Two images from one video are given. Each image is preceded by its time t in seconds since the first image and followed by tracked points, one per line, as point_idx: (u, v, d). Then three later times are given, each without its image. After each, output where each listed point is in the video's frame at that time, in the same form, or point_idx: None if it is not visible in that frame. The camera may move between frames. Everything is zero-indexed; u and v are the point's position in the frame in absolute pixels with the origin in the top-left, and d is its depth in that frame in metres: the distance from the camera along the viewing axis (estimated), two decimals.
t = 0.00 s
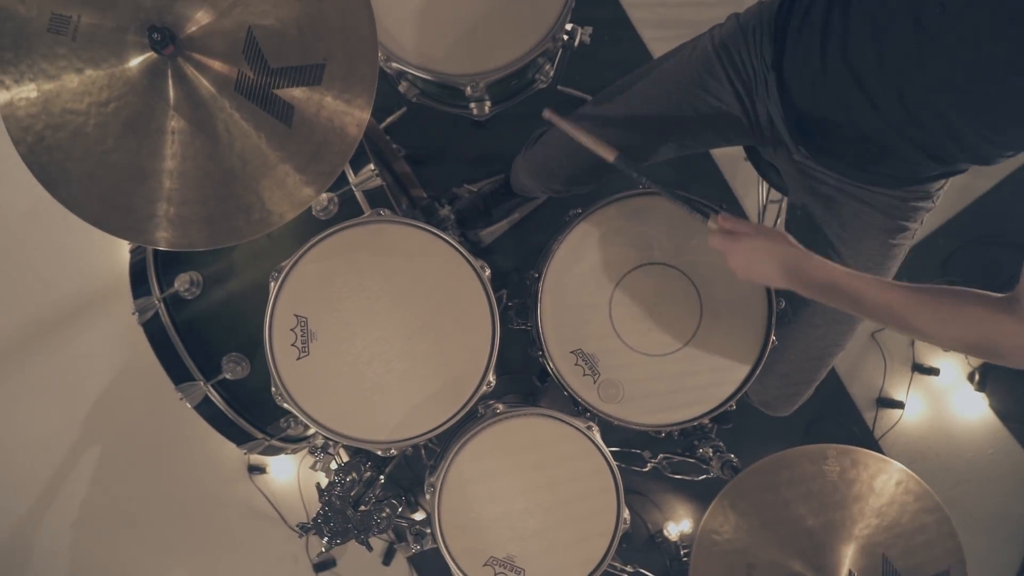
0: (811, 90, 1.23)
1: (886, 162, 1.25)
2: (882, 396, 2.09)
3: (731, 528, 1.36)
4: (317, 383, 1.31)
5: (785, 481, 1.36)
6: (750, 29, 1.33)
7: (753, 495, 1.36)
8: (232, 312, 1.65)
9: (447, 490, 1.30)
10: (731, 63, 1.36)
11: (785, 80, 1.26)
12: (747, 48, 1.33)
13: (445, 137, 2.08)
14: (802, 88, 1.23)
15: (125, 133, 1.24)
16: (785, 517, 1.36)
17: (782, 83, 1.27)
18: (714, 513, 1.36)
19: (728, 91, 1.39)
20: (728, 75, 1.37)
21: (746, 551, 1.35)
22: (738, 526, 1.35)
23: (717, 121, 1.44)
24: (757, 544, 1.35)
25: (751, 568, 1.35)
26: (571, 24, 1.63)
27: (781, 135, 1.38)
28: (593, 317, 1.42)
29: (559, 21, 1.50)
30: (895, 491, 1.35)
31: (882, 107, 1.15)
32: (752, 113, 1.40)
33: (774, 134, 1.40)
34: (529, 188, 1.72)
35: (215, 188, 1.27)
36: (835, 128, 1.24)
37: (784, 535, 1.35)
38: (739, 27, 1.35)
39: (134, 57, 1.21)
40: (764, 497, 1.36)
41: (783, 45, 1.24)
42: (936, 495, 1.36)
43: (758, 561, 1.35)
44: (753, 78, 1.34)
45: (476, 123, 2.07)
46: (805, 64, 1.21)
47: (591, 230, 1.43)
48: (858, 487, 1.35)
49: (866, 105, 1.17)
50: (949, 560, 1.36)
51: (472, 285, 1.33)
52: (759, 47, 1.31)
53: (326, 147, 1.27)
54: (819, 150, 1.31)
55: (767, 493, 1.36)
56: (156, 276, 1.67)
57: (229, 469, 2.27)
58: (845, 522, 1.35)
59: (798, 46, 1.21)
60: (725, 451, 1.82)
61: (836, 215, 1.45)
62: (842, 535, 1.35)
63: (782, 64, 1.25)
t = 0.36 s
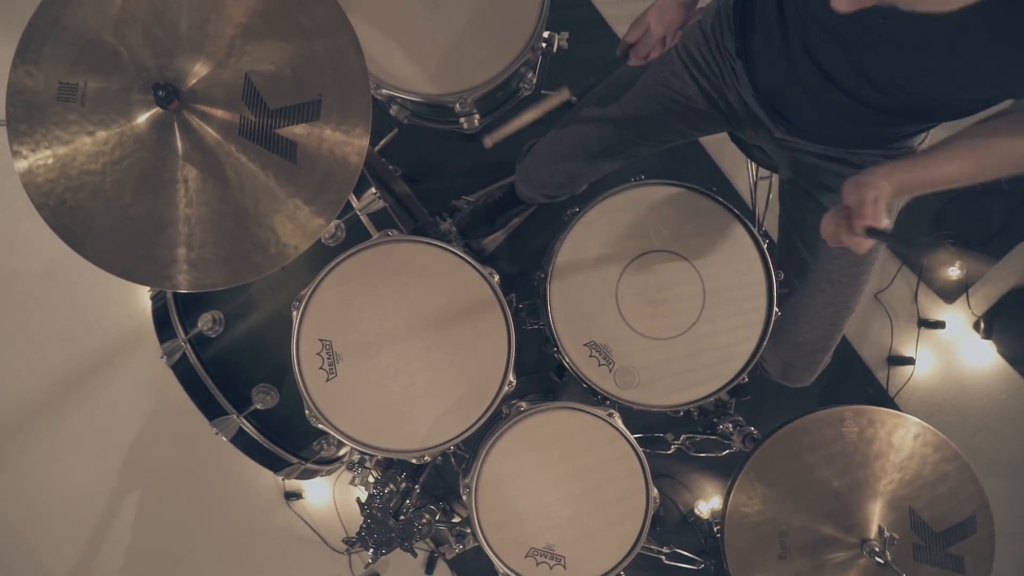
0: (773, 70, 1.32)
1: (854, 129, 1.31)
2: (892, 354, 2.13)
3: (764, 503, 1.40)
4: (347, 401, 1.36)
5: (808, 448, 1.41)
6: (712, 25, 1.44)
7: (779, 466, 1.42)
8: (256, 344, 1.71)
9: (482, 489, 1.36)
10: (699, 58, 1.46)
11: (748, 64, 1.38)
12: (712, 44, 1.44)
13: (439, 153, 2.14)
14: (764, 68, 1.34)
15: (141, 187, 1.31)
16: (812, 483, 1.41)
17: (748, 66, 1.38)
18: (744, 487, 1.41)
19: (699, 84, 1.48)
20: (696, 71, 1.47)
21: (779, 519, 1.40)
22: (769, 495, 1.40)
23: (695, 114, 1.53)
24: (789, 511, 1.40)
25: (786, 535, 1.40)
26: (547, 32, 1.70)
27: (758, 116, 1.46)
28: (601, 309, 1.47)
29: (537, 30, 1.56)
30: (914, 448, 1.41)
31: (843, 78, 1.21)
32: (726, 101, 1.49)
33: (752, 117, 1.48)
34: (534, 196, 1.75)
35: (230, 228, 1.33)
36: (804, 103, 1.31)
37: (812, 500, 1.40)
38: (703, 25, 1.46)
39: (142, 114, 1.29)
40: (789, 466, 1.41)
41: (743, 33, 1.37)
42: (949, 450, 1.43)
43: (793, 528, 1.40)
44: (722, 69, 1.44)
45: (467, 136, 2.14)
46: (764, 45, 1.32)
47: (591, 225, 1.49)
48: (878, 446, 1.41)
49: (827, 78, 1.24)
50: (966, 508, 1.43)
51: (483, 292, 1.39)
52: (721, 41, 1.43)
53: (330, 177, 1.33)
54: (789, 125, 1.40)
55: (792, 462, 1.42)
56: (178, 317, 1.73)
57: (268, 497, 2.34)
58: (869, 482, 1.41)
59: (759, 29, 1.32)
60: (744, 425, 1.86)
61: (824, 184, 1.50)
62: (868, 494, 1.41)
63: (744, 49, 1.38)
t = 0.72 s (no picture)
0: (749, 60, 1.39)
1: (829, 101, 1.38)
2: (899, 315, 2.17)
3: (778, 464, 1.38)
4: (378, 415, 1.42)
5: (819, 407, 1.37)
6: (682, 20, 1.50)
7: (791, 426, 1.38)
8: (282, 373, 1.77)
9: (515, 485, 1.41)
10: (675, 54, 1.52)
11: (721, 57, 1.44)
12: (684, 37, 1.50)
13: (436, 168, 2.20)
14: (737, 60, 1.40)
15: (162, 233, 1.37)
16: (826, 440, 1.38)
17: (720, 57, 1.44)
18: (760, 454, 1.38)
19: (677, 76, 1.54)
20: (673, 64, 1.53)
21: (794, 479, 1.38)
22: (787, 458, 1.37)
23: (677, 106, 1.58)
24: (804, 471, 1.38)
25: (805, 495, 1.37)
26: (529, 42, 1.76)
27: (737, 103, 1.52)
28: (610, 302, 1.52)
29: (519, 42, 1.62)
30: (924, 396, 1.37)
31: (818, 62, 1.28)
32: (705, 91, 1.54)
33: (731, 104, 1.54)
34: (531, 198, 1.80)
35: (248, 263, 1.40)
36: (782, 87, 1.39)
37: (826, 457, 1.37)
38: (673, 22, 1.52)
39: (156, 164, 1.35)
40: (802, 426, 1.38)
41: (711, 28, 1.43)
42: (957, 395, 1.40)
43: (811, 486, 1.37)
44: (698, 61, 1.50)
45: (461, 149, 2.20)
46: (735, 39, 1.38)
47: (591, 221, 1.53)
48: (888, 396, 1.37)
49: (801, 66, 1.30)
50: (980, 449, 1.40)
51: (496, 297, 1.45)
52: (694, 35, 1.48)
53: (338, 204, 1.39)
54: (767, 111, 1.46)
55: (805, 423, 1.38)
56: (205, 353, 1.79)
57: (307, 520, 2.41)
58: (881, 433, 1.37)
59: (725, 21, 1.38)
60: (760, 398, 1.92)
61: (809, 159, 1.57)
62: (880, 446, 1.37)
63: (715, 44, 1.44)
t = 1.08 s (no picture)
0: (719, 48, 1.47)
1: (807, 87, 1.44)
2: (901, 277, 2.22)
3: (795, 432, 1.42)
4: (408, 425, 1.47)
5: (828, 372, 1.41)
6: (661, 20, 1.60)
7: (804, 392, 1.42)
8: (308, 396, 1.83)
9: (547, 479, 1.46)
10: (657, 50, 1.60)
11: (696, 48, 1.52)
12: (665, 35, 1.58)
13: (435, 182, 2.26)
14: (713, 51, 1.48)
15: (184, 272, 1.44)
16: (839, 402, 1.42)
17: (699, 49, 1.52)
18: (777, 422, 1.43)
19: (663, 72, 1.62)
20: (654, 61, 1.61)
21: (812, 443, 1.42)
22: (803, 424, 1.42)
23: (665, 99, 1.66)
24: (821, 434, 1.42)
25: (823, 457, 1.42)
26: (512, 52, 1.82)
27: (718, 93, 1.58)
28: (617, 293, 1.57)
29: (503, 55, 1.68)
30: (930, 350, 1.40)
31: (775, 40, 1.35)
32: (688, 83, 1.61)
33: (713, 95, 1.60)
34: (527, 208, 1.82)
35: (268, 293, 1.45)
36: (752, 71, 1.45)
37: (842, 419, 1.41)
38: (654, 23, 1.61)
39: (172, 207, 1.42)
40: (815, 391, 1.42)
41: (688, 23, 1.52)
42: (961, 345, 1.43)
43: (829, 448, 1.42)
44: (678, 56, 1.58)
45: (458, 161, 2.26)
46: (708, 26, 1.46)
47: (591, 218, 1.59)
48: (895, 353, 1.40)
49: (772, 51, 1.38)
50: (988, 395, 1.43)
51: (508, 299, 1.51)
52: (673, 32, 1.57)
53: (348, 227, 1.45)
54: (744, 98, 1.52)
55: (818, 388, 1.42)
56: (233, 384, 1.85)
57: (346, 537, 2.47)
58: (892, 390, 1.41)
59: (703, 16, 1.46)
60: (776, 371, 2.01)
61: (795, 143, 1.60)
62: (892, 402, 1.41)
63: (692, 36, 1.52)
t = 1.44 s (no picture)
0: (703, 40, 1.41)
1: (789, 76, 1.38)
2: (900, 240, 2.26)
3: (811, 400, 1.47)
4: (438, 431, 1.52)
5: (836, 338, 1.45)
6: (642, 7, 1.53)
7: (816, 360, 1.46)
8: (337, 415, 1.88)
9: (577, 469, 1.50)
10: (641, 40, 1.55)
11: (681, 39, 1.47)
12: (651, 22, 1.53)
13: (437, 195, 2.32)
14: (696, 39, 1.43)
15: (210, 306, 1.50)
16: (850, 366, 1.46)
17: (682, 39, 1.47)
18: (792, 393, 1.47)
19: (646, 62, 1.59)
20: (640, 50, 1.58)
21: (828, 408, 1.46)
22: (818, 391, 1.46)
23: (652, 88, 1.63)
24: (836, 399, 1.46)
25: (841, 422, 1.46)
26: (500, 61, 1.85)
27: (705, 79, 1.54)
28: (626, 285, 1.62)
29: (490, 68, 1.75)
30: (932, 307, 1.44)
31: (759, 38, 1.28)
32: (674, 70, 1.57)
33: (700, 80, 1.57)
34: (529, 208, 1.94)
35: (291, 318, 1.51)
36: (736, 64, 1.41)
37: (854, 383, 1.45)
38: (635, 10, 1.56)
39: (192, 245, 1.48)
40: (825, 358, 1.46)
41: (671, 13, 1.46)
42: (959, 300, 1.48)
43: (846, 412, 1.46)
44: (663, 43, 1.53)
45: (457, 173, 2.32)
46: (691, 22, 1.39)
47: (593, 215, 1.64)
48: (898, 314, 1.44)
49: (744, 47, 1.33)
50: (993, 345, 1.47)
51: (521, 301, 1.57)
52: (657, 19, 1.51)
53: (362, 247, 1.51)
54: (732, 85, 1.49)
55: (828, 355, 1.46)
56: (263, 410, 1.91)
57: (385, 549, 2.53)
58: (900, 349, 1.45)
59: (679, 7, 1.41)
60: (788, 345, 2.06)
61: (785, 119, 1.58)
62: (901, 361, 1.45)
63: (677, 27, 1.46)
